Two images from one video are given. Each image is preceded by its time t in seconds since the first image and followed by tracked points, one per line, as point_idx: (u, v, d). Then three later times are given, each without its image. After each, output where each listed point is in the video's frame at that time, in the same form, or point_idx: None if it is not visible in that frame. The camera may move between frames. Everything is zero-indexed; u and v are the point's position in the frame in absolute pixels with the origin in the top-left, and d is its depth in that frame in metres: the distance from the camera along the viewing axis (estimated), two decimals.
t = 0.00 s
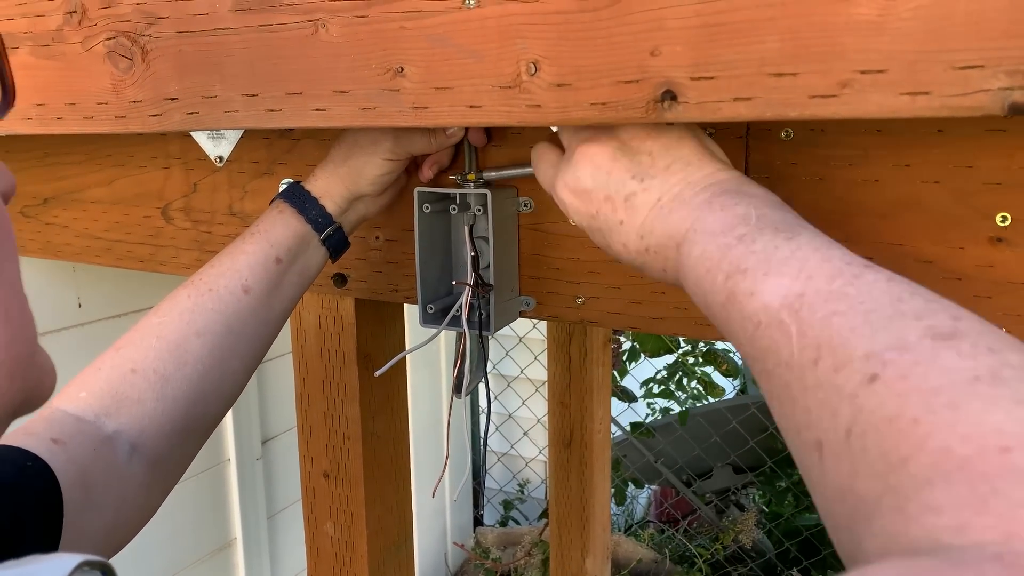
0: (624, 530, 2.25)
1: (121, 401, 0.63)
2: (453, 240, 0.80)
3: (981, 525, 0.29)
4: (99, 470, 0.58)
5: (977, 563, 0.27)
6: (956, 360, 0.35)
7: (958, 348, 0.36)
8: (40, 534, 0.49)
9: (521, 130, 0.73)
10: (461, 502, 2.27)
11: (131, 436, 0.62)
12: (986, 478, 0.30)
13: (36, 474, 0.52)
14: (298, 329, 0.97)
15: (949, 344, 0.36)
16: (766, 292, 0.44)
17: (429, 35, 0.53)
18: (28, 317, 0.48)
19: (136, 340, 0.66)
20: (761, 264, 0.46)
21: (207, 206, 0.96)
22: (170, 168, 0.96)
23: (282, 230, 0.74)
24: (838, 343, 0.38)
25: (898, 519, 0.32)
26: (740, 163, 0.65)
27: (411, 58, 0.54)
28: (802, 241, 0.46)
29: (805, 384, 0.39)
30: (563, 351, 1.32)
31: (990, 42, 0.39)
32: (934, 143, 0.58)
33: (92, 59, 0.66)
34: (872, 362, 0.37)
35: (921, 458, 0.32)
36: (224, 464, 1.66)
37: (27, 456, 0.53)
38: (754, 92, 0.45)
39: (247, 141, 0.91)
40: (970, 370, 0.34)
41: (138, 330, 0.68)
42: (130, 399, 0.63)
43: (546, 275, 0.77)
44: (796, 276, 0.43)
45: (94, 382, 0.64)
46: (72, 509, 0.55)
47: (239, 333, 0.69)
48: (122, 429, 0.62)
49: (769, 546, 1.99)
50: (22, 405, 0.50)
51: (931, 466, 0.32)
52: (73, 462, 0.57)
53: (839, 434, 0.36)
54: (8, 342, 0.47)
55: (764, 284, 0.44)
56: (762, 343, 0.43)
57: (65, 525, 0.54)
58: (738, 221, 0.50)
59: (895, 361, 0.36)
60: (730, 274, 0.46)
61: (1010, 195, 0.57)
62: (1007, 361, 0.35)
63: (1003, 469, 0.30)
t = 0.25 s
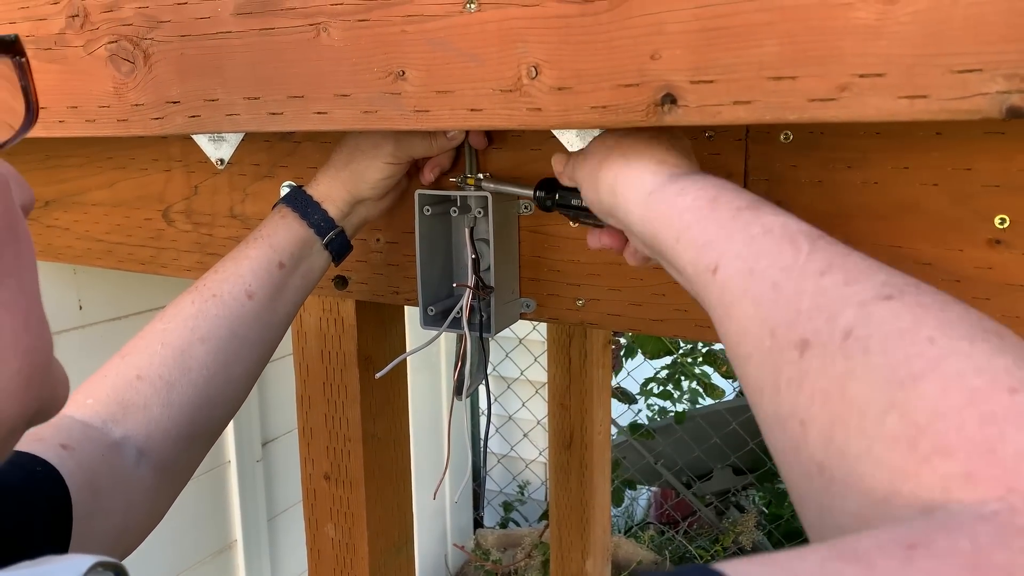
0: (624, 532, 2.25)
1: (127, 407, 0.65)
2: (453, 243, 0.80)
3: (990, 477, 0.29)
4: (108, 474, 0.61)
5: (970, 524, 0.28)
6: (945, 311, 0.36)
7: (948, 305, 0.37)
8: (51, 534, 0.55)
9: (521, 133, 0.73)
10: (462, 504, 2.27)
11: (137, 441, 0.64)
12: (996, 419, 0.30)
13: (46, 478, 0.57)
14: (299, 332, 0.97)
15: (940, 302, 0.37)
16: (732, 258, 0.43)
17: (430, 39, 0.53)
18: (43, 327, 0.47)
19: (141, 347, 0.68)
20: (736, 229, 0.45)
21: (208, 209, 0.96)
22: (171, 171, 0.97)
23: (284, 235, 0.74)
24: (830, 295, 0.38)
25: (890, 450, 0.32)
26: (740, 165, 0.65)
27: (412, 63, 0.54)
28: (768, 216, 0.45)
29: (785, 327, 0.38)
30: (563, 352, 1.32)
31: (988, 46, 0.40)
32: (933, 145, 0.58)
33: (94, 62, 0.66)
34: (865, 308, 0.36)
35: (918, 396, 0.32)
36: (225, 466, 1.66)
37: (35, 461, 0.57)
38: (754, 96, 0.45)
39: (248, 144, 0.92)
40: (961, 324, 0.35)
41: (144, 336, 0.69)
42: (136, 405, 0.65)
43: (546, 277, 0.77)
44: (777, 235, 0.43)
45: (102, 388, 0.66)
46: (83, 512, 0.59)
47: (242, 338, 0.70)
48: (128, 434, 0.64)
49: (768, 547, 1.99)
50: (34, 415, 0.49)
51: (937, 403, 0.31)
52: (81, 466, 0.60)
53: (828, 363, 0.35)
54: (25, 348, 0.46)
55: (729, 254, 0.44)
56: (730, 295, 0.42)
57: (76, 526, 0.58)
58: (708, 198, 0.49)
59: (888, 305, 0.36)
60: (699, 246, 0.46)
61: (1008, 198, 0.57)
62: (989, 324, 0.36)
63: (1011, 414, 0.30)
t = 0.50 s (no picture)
0: (624, 533, 2.25)
1: (127, 410, 0.65)
2: (453, 244, 0.80)
3: (1010, 543, 0.28)
4: (107, 476, 0.61)
5: None
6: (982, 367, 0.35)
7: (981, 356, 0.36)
8: (53, 535, 0.53)
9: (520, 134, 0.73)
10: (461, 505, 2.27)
11: (137, 445, 0.64)
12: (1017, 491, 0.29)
13: (45, 481, 0.55)
14: (298, 333, 0.98)
15: (972, 352, 0.36)
16: (779, 280, 0.42)
17: (429, 41, 0.53)
18: (42, 323, 0.49)
19: (141, 349, 0.68)
20: (774, 259, 0.44)
21: (208, 210, 0.96)
22: (170, 172, 0.97)
23: (283, 237, 0.75)
24: (862, 344, 0.37)
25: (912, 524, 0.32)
26: (739, 167, 0.65)
27: (412, 65, 0.54)
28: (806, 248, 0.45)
29: (814, 373, 0.38)
30: (562, 353, 1.32)
31: (985, 49, 0.40)
32: (931, 148, 0.59)
33: (94, 65, 0.66)
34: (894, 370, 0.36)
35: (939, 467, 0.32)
36: (224, 468, 1.66)
37: (35, 464, 0.56)
38: (752, 99, 0.45)
39: (248, 146, 0.92)
40: (995, 379, 0.34)
41: (144, 338, 0.70)
42: (135, 408, 0.65)
43: (546, 279, 0.77)
44: (779, 304, 0.41)
45: (101, 391, 0.66)
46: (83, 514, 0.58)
47: (242, 340, 0.70)
48: (128, 437, 0.64)
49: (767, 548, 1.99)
50: (33, 409, 0.51)
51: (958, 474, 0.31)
52: (81, 471, 0.59)
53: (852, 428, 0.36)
54: (25, 344, 0.47)
55: (773, 277, 0.43)
56: (761, 330, 0.41)
57: (76, 529, 0.57)
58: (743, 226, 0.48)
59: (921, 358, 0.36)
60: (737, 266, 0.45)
61: (1005, 200, 0.58)
62: None
63: None
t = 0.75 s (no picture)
0: (622, 536, 2.23)
1: (125, 414, 0.65)
2: (451, 249, 0.80)
3: (966, 534, 0.29)
4: (104, 480, 0.62)
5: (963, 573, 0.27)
6: (910, 372, 0.36)
7: (919, 359, 0.37)
8: (53, 536, 0.56)
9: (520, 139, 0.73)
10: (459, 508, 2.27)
11: (135, 448, 0.65)
12: (969, 482, 0.30)
13: (44, 484, 0.57)
14: (297, 337, 0.98)
15: (921, 352, 0.38)
16: (722, 289, 0.44)
17: (429, 48, 0.53)
18: (53, 334, 0.47)
19: (140, 354, 0.68)
20: (728, 271, 0.45)
21: (207, 214, 0.96)
22: (169, 176, 0.97)
23: (282, 242, 0.74)
24: (798, 374, 0.38)
25: (835, 524, 0.34)
26: (737, 173, 0.65)
27: (411, 72, 0.54)
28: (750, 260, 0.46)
29: (757, 386, 0.40)
30: (561, 355, 1.32)
31: (982, 59, 0.40)
32: (930, 154, 0.59)
33: (94, 69, 0.66)
34: (833, 389, 0.36)
35: (891, 470, 0.33)
36: (222, 470, 1.66)
37: (34, 467, 0.58)
38: (751, 107, 0.46)
39: (247, 150, 0.92)
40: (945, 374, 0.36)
41: (143, 343, 0.70)
42: (133, 413, 0.66)
43: (545, 284, 0.77)
44: (736, 308, 0.43)
45: (101, 394, 0.67)
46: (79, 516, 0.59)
47: (240, 345, 0.70)
48: (126, 441, 0.65)
49: (766, 550, 1.99)
50: (44, 420, 0.49)
51: (861, 462, 0.34)
52: (80, 474, 0.61)
53: (808, 461, 0.36)
54: (37, 355, 0.45)
55: (722, 285, 0.44)
56: (715, 335, 0.43)
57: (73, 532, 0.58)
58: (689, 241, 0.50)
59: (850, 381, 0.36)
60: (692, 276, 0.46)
61: (1003, 207, 0.58)
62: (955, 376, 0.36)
63: (985, 477, 0.30)
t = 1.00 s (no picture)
0: (621, 538, 2.25)
1: (126, 417, 0.65)
2: (451, 252, 0.80)
3: None
4: (105, 484, 0.62)
5: None
6: (966, 377, 0.35)
7: (971, 369, 0.35)
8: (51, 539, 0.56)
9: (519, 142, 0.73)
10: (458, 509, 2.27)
11: (136, 451, 0.65)
12: None
13: (43, 489, 0.58)
14: (297, 339, 0.98)
15: (974, 360, 0.36)
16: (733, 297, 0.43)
17: (430, 52, 0.53)
18: (48, 332, 0.49)
19: (140, 356, 0.68)
20: (732, 278, 0.44)
21: (207, 215, 0.96)
22: (170, 177, 0.97)
23: (283, 244, 0.75)
24: (844, 370, 0.37)
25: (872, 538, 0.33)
26: (736, 177, 0.65)
27: (412, 76, 0.54)
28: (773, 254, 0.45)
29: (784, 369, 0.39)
30: (561, 357, 1.32)
31: (981, 66, 0.40)
32: (929, 159, 0.59)
33: (95, 72, 0.66)
34: (881, 376, 0.36)
35: (948, 475, 0.31)
36: (221, 471, 1.66)
37: (34, 471, 0.58)
38: (751, 112, 0.46)
39: (248, 152, 0.92)
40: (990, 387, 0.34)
41: (143, 345, 0.70)
42: (134, 415, 0.65)
43: (545, 287, 0.78)
44: (774, 291, 0.42)
45: (102, 397, 0.66)
46: (80, 520, 0.60)
47: (241, 348, 0.70)
48: (127, 444, 0.65)
49: (764, 553, 1.99)
50: (41, 412, 0.51)
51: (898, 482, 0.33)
52: (80, 478, 0.61)
53: (846, 461, 0.35)
54: (31, 351, 0.47)
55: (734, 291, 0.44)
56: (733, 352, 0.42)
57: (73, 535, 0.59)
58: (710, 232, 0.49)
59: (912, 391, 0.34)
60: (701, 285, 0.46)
61: (1002, 212, 0.58)
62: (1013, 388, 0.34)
63: None
